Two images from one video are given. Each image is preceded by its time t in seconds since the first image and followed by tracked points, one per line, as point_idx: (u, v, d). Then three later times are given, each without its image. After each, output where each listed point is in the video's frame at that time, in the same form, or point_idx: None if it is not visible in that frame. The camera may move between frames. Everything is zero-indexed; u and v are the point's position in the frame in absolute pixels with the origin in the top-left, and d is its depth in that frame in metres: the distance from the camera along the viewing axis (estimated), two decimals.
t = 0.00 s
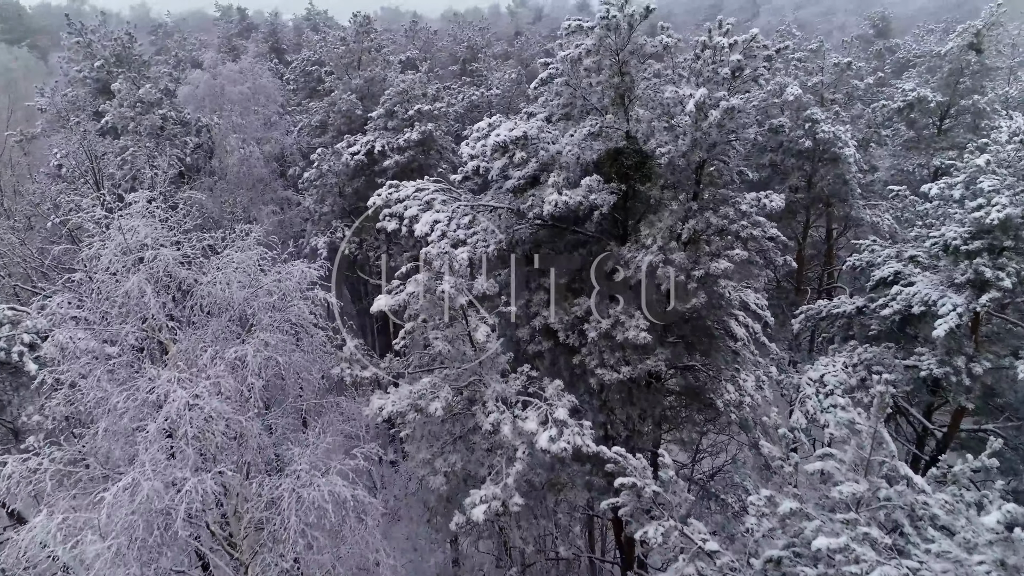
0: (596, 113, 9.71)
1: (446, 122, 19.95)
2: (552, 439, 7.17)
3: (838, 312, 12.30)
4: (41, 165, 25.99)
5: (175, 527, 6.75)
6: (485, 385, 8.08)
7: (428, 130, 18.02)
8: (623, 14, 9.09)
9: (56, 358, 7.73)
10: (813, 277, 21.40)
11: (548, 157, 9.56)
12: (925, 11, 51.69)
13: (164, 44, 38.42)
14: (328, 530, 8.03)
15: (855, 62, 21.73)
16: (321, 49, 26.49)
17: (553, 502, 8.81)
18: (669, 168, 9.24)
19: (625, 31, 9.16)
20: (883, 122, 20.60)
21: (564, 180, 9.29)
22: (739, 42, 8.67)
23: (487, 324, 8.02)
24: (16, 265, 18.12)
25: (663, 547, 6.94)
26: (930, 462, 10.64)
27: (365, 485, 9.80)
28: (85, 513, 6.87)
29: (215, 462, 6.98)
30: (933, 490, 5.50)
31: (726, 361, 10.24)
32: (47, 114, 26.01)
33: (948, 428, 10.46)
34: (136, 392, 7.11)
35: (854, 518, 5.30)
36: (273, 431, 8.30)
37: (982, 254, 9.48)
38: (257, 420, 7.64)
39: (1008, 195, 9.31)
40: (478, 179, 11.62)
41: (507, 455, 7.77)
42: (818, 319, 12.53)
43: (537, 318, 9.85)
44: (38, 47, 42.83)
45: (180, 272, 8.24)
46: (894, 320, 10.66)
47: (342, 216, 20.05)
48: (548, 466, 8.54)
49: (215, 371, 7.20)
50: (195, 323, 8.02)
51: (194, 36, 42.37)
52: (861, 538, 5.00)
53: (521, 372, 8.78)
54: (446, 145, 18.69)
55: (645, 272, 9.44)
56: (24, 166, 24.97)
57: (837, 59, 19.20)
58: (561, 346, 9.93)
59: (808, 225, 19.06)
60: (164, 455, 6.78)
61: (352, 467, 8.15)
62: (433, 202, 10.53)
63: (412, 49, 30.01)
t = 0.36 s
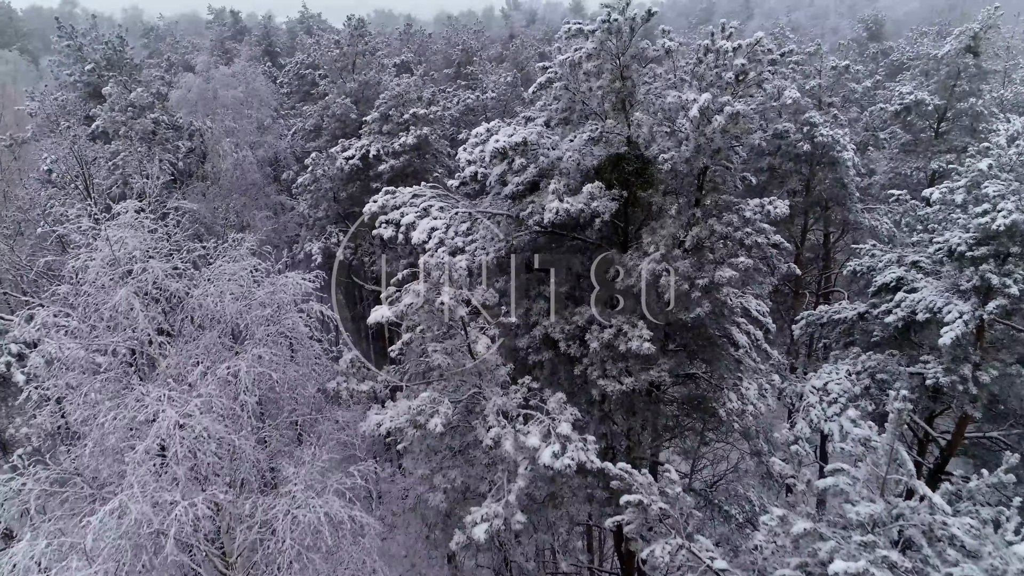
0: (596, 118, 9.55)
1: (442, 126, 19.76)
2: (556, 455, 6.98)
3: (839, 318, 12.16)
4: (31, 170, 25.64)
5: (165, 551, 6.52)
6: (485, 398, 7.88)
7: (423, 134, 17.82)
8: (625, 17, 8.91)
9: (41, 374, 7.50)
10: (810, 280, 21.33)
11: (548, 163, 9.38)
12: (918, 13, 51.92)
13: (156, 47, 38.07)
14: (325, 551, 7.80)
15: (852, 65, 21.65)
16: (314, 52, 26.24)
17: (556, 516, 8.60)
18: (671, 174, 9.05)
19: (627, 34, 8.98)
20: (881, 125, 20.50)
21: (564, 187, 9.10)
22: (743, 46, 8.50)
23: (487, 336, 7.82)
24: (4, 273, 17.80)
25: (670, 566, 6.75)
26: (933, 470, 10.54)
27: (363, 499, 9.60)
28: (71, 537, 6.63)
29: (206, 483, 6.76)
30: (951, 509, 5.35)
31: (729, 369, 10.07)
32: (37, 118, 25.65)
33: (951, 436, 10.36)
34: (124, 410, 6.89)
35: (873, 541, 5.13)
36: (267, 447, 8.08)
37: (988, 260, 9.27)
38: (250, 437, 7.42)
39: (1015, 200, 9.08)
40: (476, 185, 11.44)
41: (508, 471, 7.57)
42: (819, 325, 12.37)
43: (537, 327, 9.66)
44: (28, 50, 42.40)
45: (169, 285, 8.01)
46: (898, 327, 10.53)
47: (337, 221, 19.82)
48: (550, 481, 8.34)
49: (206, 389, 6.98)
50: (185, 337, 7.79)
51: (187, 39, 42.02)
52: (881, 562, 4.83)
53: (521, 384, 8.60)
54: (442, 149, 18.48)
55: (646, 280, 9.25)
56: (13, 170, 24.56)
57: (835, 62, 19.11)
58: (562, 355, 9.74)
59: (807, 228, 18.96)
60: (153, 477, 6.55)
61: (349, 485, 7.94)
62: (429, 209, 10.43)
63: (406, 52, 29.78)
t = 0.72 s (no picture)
0: (597, 124, 9.39)
1: (436, 131, 19.55)
2: (559, 472, 6.79)
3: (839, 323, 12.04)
4: (18, 175, 25.21)
5: None
6: (485, 412, 7.67)
7: (417, 139, 17.60)
8: (626, 21, 8.74)
9: (24, 393, 7.30)
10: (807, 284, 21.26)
11: (547, 170, 9.19)
12: (908, 18, 52.26)
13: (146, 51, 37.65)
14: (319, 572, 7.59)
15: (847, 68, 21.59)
16: (307, 56, 25.99)
17: (557, 532, 8.40)
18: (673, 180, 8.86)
19: (628, 38, 8.81)
20: (876, 128, 20.44)
21: (564, 194, 8.92)
22: (746, 50, 8.32)
23: (487, 348, 7.62)
24: None
25: None
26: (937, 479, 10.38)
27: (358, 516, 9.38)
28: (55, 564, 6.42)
29: (195, 506, 6.56)
30: (970, 531, 5.20)
31: (731, 379, 9.88)
32: (24, 123, 25.23)
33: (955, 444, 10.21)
34: (110, 431, 6.69)
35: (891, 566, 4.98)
36: (259, 465, 7.88)
37: (994, 267, 9.05)
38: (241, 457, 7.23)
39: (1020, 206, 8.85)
40: (473, 192, 11.24)
41: (509, 488, 7.37)
42: (819, 331, 12.23)
43: (536, 337, 9.46)
44: (16, 54, 41.88)
45: (157, 300, 7.82)
46: (901, 334, 10.27)
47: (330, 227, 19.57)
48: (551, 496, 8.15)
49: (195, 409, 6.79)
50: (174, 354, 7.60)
51: (179, 43, 41.70)
52: None
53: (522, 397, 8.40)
54: (437, 154, 18.27)
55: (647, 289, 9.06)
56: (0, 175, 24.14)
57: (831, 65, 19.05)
58: (562, 366, 9.54)
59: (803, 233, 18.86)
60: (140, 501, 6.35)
61: (344, 504, 7.75)
62: (426, 217, 10.26)
63: (399, 56, 29.57)
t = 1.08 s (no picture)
0: (593, 130, 9.21)
1: (426, 136, 19.32)
2: (559, 492, 6.58)
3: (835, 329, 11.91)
4: None
5: None
6: (482, 429, 7.44)
7: (408, 144, 17.35)
8: (623, 25, 8.57)
9: (0, 416, 7.12)
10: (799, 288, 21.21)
11: (542, 177, 8.97)
12: (893, 22, 52.81)
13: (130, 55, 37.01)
14: None
15: (838, 72, 21.58)
16: (295, 60, 25.65)
17: (556, 550, 8.16)
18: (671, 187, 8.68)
19: (625, 43, 8.64)
20: (868, 132, 20.44)
21: (560, 202, 8.71)
22: (745, 55, 8.16)
23: (484, 363, 7.39)
24: None
25: None
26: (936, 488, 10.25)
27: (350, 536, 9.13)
28: None
29: (179, 536, 6.39)
30: (989, 554, 5.03)
31: (731, 389, 9.69)
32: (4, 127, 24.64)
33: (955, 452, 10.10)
34: (90, 457, 6.51)
35: None
36: (247, 487, 7.72)
37: (994, 274, 8.84)
38: (228, 481, 7.08)
39: (1020, 211, 8.64)
40: (466, 200, 11.02)
41: (507, 508, 7.14)
42: (815, 338, 12.07)
43: (532, 349, 9.23)
44: None
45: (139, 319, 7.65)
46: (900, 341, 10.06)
47: (319, 234, 19.23)
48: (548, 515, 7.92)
49: (180, 433, 6.63)
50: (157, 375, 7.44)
51: (165, 47, 41.14)
52: None
53: (519, 411, 8.17)
54: (428, 160, 18.01)
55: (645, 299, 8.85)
56: None
57: (823, 70, 19.03)
58: (559, 378, 9.31)
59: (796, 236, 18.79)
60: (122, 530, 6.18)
61: (335, 527, 7.60)
62: (418, 226, 10.07)
63: (388, 60, 29.30)
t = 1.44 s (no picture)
0: (586, 137, 9.01)
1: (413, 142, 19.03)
2: (558, 515, 6.33)
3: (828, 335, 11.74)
4: None
5: None
6: (476, 448, 7.18)
7: (394, 150, 17.03)
8: (617, 30, 8.36)
9: None
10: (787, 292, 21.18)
11: (535, 185, 8.75)
12: (874, 26, 53.47)
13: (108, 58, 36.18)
14: None
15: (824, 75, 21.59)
16: (278, 64, 25.20)
17: (550, 570, 7.91)
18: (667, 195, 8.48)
19: (619, 47, 8.44)
20: (855, 135, 20.45)
21: (554, 211, 8.49)
22: (742, 60, 7.98)
23: (478, 380, 7.12)
24: None
25: None
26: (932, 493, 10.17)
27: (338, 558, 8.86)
28: None
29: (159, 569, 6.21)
30: None
31: (728, 399, 9.51)
32: None
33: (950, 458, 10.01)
34: (63, 488, 6.30)
35: None
36: (230, 513, 7.55)
37: (991, 280, 8.70)
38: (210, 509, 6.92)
39: (1017, 217, 8.52)
40: (456, 208, 10.78)
41: (503, 530, 6.88)
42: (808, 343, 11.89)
43: (525, 361, 8.99)
44: None
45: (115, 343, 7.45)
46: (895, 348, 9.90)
47: (304, 241, 18.82)
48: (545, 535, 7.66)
49: (159, 462, 6.46)
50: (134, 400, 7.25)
51: (146, 51, 40.46)
52: None
53: (513, 427, 7.92)
54: (414, 166, 17.70)
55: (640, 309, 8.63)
56: None
57: (811, 73, 19.02)
58: (554, 391, 9.07)
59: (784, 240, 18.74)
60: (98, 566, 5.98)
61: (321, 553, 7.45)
62: (407, 235, 9.81)
63: (373, 63, 28.93)
